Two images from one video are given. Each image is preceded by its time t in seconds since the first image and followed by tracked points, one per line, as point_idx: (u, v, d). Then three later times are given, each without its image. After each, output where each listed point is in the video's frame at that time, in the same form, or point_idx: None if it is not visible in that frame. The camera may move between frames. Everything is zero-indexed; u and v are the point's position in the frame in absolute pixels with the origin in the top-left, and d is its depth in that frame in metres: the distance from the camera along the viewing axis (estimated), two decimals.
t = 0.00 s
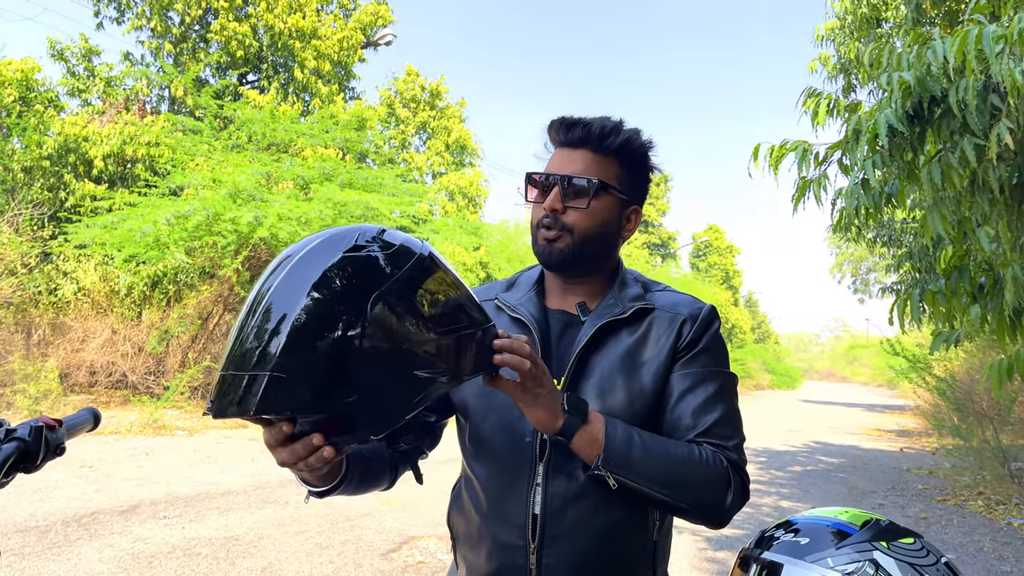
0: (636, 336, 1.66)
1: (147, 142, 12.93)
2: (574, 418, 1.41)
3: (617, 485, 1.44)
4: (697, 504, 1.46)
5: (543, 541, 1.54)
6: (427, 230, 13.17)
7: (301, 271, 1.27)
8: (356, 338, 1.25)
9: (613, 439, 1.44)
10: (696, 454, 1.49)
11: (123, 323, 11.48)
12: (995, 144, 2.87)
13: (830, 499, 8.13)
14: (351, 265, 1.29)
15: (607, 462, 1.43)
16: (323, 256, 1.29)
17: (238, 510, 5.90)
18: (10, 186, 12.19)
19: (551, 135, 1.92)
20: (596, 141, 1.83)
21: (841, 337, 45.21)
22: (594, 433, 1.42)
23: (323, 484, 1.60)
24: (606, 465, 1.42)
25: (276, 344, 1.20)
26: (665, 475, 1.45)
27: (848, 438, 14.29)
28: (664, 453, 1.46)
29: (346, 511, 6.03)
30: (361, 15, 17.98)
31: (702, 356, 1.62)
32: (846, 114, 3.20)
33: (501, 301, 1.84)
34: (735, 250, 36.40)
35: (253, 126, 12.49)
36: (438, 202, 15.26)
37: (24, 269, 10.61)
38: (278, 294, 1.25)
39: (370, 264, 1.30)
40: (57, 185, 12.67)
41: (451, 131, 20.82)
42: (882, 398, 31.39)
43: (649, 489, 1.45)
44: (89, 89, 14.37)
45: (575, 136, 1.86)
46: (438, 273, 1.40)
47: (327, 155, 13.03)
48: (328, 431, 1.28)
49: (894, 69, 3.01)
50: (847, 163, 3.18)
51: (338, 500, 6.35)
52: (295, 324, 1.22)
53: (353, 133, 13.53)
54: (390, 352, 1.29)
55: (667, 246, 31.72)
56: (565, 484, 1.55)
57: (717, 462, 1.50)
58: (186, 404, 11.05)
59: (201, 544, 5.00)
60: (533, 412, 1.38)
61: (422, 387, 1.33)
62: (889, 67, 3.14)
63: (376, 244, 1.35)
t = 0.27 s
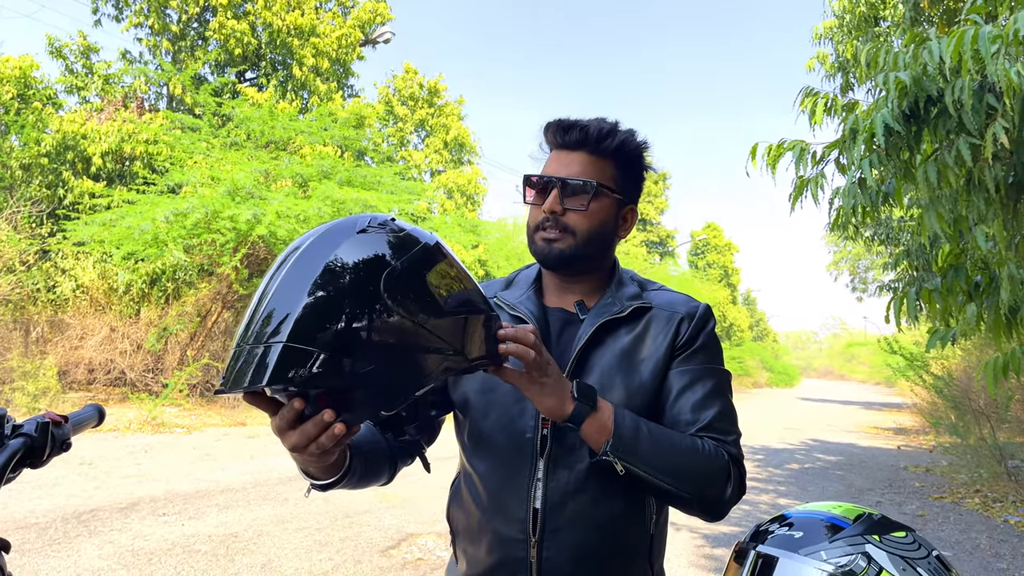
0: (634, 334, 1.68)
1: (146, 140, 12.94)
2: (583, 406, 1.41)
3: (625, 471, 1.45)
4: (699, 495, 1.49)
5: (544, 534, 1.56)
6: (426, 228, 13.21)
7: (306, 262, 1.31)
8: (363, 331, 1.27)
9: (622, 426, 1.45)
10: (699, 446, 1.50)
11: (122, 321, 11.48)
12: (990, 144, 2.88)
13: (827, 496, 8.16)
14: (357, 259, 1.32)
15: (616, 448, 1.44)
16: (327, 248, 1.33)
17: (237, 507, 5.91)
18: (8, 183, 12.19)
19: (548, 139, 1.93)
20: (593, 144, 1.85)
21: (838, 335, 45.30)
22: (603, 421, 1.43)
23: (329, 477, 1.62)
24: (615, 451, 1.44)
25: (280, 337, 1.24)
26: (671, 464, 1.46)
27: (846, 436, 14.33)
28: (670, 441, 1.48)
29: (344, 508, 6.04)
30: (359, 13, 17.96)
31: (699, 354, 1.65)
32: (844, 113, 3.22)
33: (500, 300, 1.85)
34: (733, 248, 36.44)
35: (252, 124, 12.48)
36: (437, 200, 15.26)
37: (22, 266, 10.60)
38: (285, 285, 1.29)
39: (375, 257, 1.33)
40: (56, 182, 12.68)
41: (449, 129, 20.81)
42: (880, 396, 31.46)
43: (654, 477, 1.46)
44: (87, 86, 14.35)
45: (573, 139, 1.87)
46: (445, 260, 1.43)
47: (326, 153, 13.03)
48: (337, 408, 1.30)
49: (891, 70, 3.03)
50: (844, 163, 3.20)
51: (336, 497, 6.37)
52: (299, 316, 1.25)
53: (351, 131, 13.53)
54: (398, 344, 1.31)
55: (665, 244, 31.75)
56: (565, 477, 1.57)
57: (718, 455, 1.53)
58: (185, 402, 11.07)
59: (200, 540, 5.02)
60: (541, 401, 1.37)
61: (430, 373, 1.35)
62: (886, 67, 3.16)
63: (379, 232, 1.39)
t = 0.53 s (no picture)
0: (631, 334, 1.70)
1: (145, 138, 12.93)
2: (584, 410, 1.42)
3: (626, 473, 1.47)
4: (699, 494, 1.51)
5: (545, 534, 1.57)
6: (425, 226, 13.24)
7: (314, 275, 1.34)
8: (366, 342, 1.27)
9: (622, 428, 1.46)
10: (698, 446, 1.53)
11: (121, 319, 11.49)
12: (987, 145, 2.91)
13: (825, 495, 8.18)
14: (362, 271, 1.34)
15: (617, 451, 1.45)
16: (335, 262, 1.35)
17: (237, 505, 5.93)
18: (8, 181, 12.19)
19: (545, 138, 1.96)
20: (587, 143, 1.87)
21: (836, 334, 45.38)
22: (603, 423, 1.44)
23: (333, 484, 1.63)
24: (616, 455, 1.45)
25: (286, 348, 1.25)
26: (670, 464, 1.48)
27: (844, 435, 14.36)
28: (669, 443, 1.49)
29: (343, 507, 6.05)
30: (359, 11, 17.95)
31: (695, 354, 1.67)
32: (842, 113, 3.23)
33: (497, 300, 1.86)
34: (733, 247, 36.47)
35: (251, 122, 12.48)
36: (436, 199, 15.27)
37: (21, 264, 10.60)
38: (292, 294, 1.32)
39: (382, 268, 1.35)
40: (55, 181, 12.68)
41: (449, 127, 20.82)
42: (878, 395, 31.53)
43: (655, 479, 1.48)
44: (87, 84, 14.34)
45: (568, 138, 1.90)
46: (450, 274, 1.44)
47: (325, 151, 13.05)
48: (345, 416, 1.30)
49: (889, 70, 3.04)
50: (841, 163, 3.22)
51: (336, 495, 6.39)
52: (305, 329, 1.26)
53: (351, 129, 13.54)
54: (403, 354, 1.30)
55: (665, 242, 31.77)
56: (566, 478, 1.59)
57: (716, 453, 1.55)
58: (184, 400, 11.09)
59: (200, 538, 5.03)
60: (543, 405, 1.39)
61: (432, 382, 1.34)
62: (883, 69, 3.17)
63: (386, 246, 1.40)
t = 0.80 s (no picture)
0: (628, 338, 1.71)
1: (145, 137, 12.95)
2: (588, 419, 1.43)
3: (629, 481, 1.48)
4: (698, 497, 1.53)
5: (545, 536, 1.59)
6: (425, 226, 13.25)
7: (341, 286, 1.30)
8: (375, 357, 1.23)
9: (624, 435, 1.47)
10: (697, 451, 1.54)
11: (121, 318, 11.50)
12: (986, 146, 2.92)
13: (824, 494, 8.19)
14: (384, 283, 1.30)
15: (620, 459, 1.46)
16: (349, 277, 1.30)
17: (237, 504, 5.94)
18: (8, 180, 12.19)
19: (551, 141, 1.93)
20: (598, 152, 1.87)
21: (836, 333, 45.40)
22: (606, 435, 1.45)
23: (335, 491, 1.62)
24: (619, 463, 1.46)
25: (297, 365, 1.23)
26: (671, 471, 1.49)
27: (843, 434, 14.37)
28: (670, 449, 1.51)
29: (343, 506, 6.06)
30: (359, 11, 17.94)
31: (692, 357, 1.69)
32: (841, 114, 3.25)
33: (493, 302, 1.87)
34: (732, 247, 36.49)
35: (251, 121, 12.48)
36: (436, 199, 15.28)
37: (21, 263, 10.60)
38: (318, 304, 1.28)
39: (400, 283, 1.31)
40: (55, 180, 12.69)
41: (449, 127, 20.83)
42: (877, 394, 31.55)
43: (657, 484, 1.49)
44: (87, 83, 14.35)
45: (578, 145, 1.88)
46: (464, 289, 1.40)
47: (325, 151, 13.06)
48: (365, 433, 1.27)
49: (887, 71, 3.06)
50: (840, 164, 3.23)
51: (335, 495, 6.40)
52: (317, 346, 1.22)
53: (351, 129, 13.55)
54: (412, 366, 1.27)
55: (664, 242, 31.78)
56: (565, 481, 1.61)
57: (714, 457, 1.57)
58: (184, 399, 11.10)
59: (200, 537, 5.05)
60: (548, 415, 1.41)
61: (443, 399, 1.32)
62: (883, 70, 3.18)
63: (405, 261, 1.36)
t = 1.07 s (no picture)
0: (627, 337, 1.72)
1: (145, 136, 12.96)
2: (606, 418, 1.41)
3: (647, 479, 1.48)
4: (705, 494, 1.55)
5: (547, 535, 1.59)
6: (425, 225, 13.27)
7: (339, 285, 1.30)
8: (388, 353, 1.26)
9: (643, 433, 1.47)
10: (706, 449, 1.56)
11: (121, 317, 11.52)
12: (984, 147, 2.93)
13: (823, 493, 8.20)
14: (382, 283, 1.30)
15: (640, 457, 1.46)
16: (352, 274, 1.31)
17: (236, 503, 5.94)
18: (8, 179, 12.19)
19: (564, 140, 1.86)
20: (612, 160, 1.84)
21: (835, 333, 45.40)
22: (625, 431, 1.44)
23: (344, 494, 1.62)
24: (640, 461, 1.46)
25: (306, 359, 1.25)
26: (683, 466, 1.50)
27: (842, 434, 14.38)
28: (684, 447, 1.51)
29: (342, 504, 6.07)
30: (359, 10, 17.90)
31: (690, 358, 1.70)
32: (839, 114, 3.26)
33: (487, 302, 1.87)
34: (732, 246, 36.49)
35: (251, 120, 12.49)
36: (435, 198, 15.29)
37: (21, 262, 10.60)
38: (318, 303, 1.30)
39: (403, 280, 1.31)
40: (55, 179, 12.70)
41: (448, 126, 20.84)
42: (877, 394, 31.62)
43: (672, 484, 1.50)
44: (86, 82, 14.35)
45: (594, 150, 1.84)
46: (469, 280, 1.37)
47: (325, 150, 13.06)
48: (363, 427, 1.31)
49: (886, 72, 3.07)
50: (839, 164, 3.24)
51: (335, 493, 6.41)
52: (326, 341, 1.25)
53: (351, 128, 13.55)
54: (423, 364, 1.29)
55: (664, 242, 31.79)
56: (568, 481, 1.62)
57: (718, 454, 1.59)
58: (183, 397, 11.11)
59: (200, 535, 5.06)
60: (565, 412, 1.36)
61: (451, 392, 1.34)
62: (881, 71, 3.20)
63: (403, 255, 1.35)
